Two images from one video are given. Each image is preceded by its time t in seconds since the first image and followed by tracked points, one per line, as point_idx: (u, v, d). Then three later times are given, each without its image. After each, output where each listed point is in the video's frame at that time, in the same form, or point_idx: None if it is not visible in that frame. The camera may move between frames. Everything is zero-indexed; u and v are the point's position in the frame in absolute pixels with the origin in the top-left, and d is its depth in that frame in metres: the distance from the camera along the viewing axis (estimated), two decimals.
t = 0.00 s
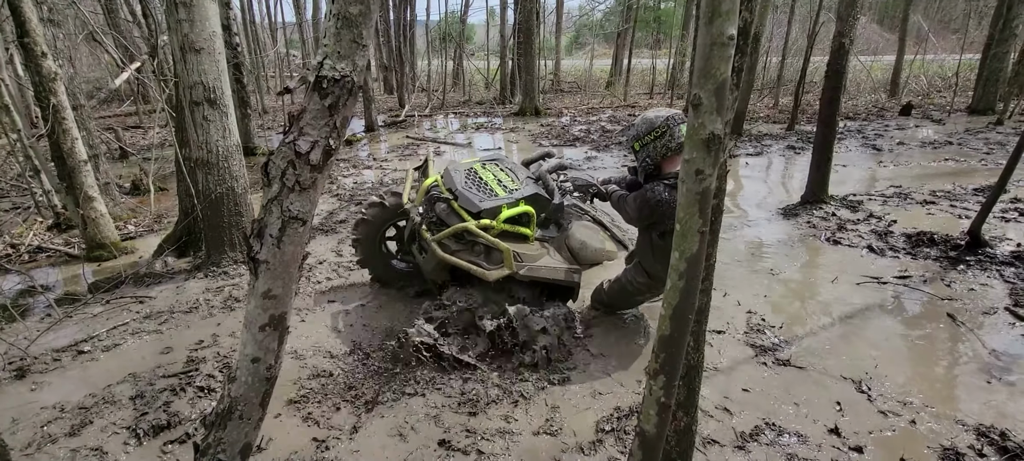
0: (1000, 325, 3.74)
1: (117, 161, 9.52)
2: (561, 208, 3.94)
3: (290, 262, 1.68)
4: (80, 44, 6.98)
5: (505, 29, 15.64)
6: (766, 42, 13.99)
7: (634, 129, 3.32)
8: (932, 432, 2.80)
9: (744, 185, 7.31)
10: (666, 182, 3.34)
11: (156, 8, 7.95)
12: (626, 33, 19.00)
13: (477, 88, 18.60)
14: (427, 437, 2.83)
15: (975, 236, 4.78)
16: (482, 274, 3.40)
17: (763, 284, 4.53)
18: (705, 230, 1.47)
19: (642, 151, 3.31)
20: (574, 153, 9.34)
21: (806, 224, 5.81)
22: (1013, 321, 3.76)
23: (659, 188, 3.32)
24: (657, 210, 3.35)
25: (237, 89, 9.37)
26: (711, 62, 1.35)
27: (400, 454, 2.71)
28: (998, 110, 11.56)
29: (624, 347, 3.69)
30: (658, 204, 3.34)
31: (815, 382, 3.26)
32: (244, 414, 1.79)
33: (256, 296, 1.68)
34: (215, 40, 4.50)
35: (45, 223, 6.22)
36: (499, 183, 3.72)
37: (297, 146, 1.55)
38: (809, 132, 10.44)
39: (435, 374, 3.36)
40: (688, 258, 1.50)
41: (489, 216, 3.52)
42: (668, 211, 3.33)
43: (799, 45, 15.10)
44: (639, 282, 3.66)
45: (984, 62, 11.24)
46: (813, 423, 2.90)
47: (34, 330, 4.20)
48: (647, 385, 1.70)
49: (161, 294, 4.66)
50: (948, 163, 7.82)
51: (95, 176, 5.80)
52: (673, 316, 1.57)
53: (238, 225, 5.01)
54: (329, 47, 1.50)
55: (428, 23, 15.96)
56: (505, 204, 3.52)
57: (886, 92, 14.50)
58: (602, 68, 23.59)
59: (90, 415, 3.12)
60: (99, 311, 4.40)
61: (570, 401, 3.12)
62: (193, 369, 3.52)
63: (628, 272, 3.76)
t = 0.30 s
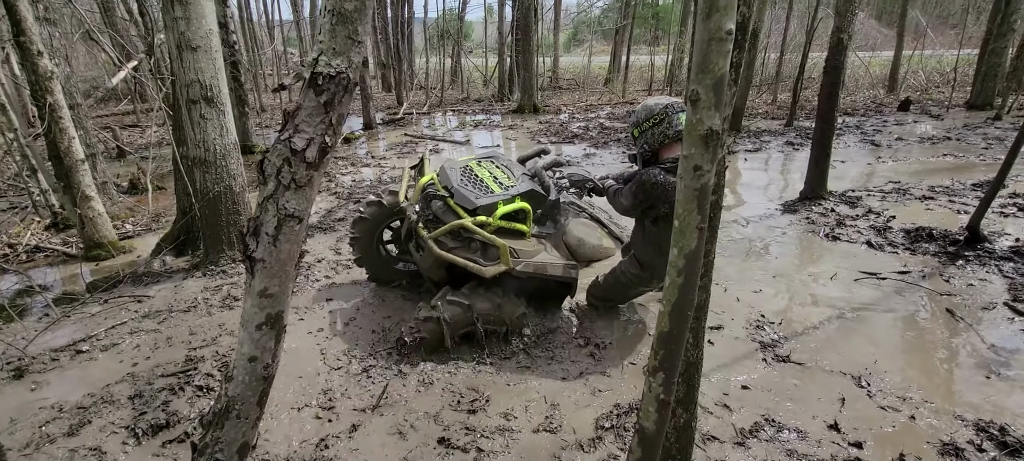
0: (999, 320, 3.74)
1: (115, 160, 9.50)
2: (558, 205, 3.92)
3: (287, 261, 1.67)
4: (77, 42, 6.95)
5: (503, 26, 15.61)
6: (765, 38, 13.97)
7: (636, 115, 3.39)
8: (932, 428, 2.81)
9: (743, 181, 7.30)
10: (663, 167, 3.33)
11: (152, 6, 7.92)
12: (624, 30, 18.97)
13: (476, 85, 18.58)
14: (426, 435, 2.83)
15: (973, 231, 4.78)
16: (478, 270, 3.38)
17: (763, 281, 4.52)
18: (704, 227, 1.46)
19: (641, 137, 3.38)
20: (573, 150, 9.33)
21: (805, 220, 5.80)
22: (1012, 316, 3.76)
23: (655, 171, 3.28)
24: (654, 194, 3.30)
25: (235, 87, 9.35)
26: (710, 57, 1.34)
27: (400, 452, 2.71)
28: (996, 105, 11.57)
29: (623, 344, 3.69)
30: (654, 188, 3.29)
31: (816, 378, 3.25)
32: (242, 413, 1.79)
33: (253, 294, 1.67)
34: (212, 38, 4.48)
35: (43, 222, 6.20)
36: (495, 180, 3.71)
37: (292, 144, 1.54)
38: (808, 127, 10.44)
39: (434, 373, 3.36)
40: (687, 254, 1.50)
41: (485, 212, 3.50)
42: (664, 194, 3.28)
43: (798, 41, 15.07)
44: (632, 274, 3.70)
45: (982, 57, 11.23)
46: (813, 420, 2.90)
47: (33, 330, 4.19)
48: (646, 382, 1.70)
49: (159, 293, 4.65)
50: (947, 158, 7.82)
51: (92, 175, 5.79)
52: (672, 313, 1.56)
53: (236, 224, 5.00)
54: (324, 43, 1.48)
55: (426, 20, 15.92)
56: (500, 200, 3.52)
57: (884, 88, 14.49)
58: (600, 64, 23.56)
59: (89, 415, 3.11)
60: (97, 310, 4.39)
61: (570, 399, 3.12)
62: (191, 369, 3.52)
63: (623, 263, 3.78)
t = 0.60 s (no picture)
0: (996, 314, 3.76)
1: (111, 159, 9.47)
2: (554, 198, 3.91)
3: (285, 258, 1.66)
4: (71, 41, 6.92)
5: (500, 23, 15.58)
6: (762, 34, 13.98)
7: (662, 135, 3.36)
8: (929, 421, 2.82)
9: (740, 177, 7.31)
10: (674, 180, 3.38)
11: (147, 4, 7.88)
12: (621, 26, 18.94)
13: (473, 83, 18.54)
14: (426, 432, 2.83)
15: (970, 226, 4.79)
16: (475, 261, 3.36)
17: (760, 276, 4.53)
18: (702, 222, 1.46)
19: (660, 155, 3.37)
20: (571, 147, 9.32)
21: (803, 215, 5.81)
22: (1008, 310, 3.78)
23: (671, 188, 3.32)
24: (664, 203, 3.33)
25: (231, 86, 9.31)
26: (707, 51, 1.34)
27: (399, 449, 2.71)
28: (993, 100, 11.59)
29: (620, 340, 3.69)
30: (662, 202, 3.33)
31: (815, 373, 3.26)
32: (240, 411, 1.78)
33: (250, 292, 1.66)
34: (208, 36, 4.46)
35: (39, 222, 6.17)
36: (491, 173, 3.72)
37: (289, 141, 1.53)
38: (805, 123, 10.45)
39: (432, 370, 3.35)
40: (684, 249, 1.50)
41: (482, 204, 3.50)
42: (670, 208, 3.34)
43: (795, 36, 15.05)
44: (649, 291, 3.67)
45: (979, 52, 11.24)
46: (810, 414, 2.91)
47: (30, 330, 4.18)
48: (645, 378, 1.70)
49: (157, 292, 4.63)
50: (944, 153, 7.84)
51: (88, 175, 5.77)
52: (670, 308, 1.57)
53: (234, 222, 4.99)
54: (320, 39, 1.48)
55: (423, 17, 15.88)
56: (496, 193, 3.52)
57: (881, 83, 14.51)
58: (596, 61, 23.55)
59: (88, 415, 3.11)
60: (95, 310, 4.38)
61: (569, 395, 3.12)
62: (190, 367, 3.51)
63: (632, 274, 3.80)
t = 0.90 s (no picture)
0: (990, 307, 3.77)
1: (106, 159, 9.43)
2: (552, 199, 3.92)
3: (274, 257, 1.66)
4: (64, 40, 6.89)
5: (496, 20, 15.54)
6: (758, 29, 13.97)
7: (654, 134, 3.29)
8: (924, 415, 2.83)
9: (737, 173, 7.31)
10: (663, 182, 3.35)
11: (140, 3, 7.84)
12: (618, 22, 18.92)
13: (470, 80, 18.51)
14: (422, 430, 2.83)
15: (965, 220, 4.81)
16: (473, 266, 3.36)
17: (756, 271, 4.54)
18: (693, 218, 1.46)
19: (653, 155, 3.33)
20: (569, 144, 9.32)
21: (799, 211, 5.82)
22: (1003, 303, 3.79)
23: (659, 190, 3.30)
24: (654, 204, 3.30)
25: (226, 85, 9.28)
26: (696, 46, 1.33)
27: (395, 447, 2.72)
28: (988, 94, 11.61)
29: (617, 337, 3.69)
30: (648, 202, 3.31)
31: (810, 368, 3.26)
32: (232, 411, 1.78)
33: (240, 291, 1.66)
34: (201, 34, 4.43)
35: (33, 223, 6.15)
36: (489, 175, 3.71)
37: (276, 139, 1.52)
38: (801, 118, 10.46)
39: (429, 369, 3.35)
40: (676, 245, 1.49)
41: (480, 208, 3.50)
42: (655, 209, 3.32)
43: (791, 31, 15.04)
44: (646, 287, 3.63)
45: (974, 46, 11.25)
46: (806, 408, 2.92)
47: (25, 331, 4.17)
48: (638, 374, 1.70)
49: (152, 292, 4.62)
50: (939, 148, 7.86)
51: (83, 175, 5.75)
52: (662, 304, 1.56)
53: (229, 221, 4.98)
54: (307, 36, 1.47)
55: (419, 14, 15.83)
56: (495, 195, 3.51)
57: (878, 78, 14.53)
58: (593, 57, 23.50)
59: (83, 415, 3.10)
60: (90, 311, 4.37)
61: (566, 392, 3.12)
62: (186, 367, 3.50)
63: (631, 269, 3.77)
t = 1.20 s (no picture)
0: (985, 301, 3.78)
1: (100, 159, 9.39)
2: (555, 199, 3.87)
3: (264, 257, 1.65)
4: (57, 39, 6.84)
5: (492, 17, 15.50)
6: (754, 25, 13.96)
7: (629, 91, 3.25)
8: (919, 410, 2.84)
9: (734, 169, 7.32)
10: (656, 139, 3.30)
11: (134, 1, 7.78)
12: (614, 18, 18.88)
13: (466, 77, 18.46)
14: (418, 429, 2.83)
15: (960, 215, 4.82)
16: (473, 268, 3.38)
17: (752, 267, 4.54)
18: (685, 215, 1.46)
19: (635, 112, 3.26)
20: (565, 141, 9.31)
21: (795, 206, 5.83)
22: (997, 298, 3.81)
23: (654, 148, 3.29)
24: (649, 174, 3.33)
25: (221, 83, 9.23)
26: (687, 44, 1.33)
27: (391, 446, 2.71)
28: (983, 89, 11.63)
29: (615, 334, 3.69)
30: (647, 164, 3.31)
31: (807, 363, 3.27)
32: (224, 413, 1.77)
33: (231, 293, 1.65)
34: (194, 33, 4.41)
35: (27, 223, 6.12)
36: (491, 176, 3.71)
37: (265, 139, 1.51)
38: (797, 114, 10.48)
39: (425, 368, 3.34)
40: (669, 243, 1.49)
41: (481, 209, 3.49)
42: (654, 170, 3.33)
43: (787, 27, 15.01)
44: (634, 249, 3.70)
45: (969, 41, 11.26)
46: (801, 404, 2.93)
47: (20, 332, 4.15)
48: (632, 372, 1.69)
49: (148, 292, 4.61)
50: (934, 142, 7.88)
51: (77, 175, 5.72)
52: (655, 302, 1.56)
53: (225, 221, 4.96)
54: (295, 36, 1.47)
55: (414, 11, 15.78)
56: (497, 197, 3.51)
57: (873, 73, 14.54)
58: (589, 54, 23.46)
59: (78, 417, 3.09)
60: (85, 311, 4.35)
61: (562, 389, 3.12)
62: (181, 368, 3.49)
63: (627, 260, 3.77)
